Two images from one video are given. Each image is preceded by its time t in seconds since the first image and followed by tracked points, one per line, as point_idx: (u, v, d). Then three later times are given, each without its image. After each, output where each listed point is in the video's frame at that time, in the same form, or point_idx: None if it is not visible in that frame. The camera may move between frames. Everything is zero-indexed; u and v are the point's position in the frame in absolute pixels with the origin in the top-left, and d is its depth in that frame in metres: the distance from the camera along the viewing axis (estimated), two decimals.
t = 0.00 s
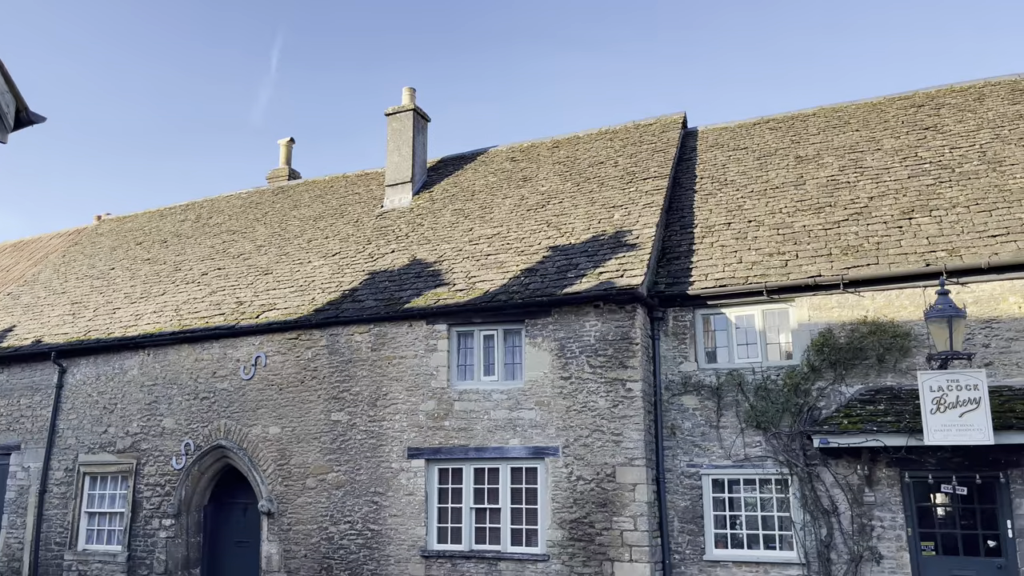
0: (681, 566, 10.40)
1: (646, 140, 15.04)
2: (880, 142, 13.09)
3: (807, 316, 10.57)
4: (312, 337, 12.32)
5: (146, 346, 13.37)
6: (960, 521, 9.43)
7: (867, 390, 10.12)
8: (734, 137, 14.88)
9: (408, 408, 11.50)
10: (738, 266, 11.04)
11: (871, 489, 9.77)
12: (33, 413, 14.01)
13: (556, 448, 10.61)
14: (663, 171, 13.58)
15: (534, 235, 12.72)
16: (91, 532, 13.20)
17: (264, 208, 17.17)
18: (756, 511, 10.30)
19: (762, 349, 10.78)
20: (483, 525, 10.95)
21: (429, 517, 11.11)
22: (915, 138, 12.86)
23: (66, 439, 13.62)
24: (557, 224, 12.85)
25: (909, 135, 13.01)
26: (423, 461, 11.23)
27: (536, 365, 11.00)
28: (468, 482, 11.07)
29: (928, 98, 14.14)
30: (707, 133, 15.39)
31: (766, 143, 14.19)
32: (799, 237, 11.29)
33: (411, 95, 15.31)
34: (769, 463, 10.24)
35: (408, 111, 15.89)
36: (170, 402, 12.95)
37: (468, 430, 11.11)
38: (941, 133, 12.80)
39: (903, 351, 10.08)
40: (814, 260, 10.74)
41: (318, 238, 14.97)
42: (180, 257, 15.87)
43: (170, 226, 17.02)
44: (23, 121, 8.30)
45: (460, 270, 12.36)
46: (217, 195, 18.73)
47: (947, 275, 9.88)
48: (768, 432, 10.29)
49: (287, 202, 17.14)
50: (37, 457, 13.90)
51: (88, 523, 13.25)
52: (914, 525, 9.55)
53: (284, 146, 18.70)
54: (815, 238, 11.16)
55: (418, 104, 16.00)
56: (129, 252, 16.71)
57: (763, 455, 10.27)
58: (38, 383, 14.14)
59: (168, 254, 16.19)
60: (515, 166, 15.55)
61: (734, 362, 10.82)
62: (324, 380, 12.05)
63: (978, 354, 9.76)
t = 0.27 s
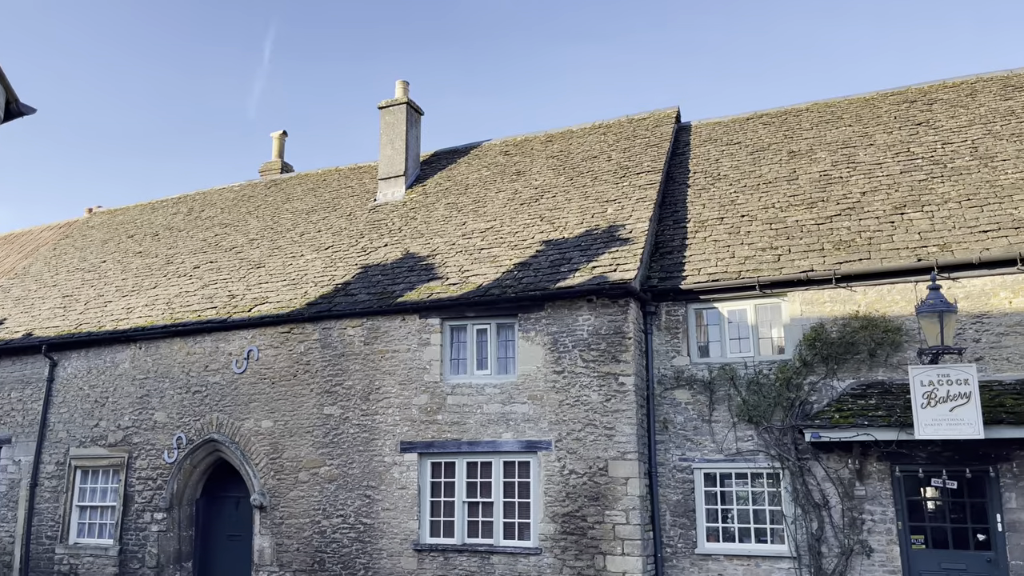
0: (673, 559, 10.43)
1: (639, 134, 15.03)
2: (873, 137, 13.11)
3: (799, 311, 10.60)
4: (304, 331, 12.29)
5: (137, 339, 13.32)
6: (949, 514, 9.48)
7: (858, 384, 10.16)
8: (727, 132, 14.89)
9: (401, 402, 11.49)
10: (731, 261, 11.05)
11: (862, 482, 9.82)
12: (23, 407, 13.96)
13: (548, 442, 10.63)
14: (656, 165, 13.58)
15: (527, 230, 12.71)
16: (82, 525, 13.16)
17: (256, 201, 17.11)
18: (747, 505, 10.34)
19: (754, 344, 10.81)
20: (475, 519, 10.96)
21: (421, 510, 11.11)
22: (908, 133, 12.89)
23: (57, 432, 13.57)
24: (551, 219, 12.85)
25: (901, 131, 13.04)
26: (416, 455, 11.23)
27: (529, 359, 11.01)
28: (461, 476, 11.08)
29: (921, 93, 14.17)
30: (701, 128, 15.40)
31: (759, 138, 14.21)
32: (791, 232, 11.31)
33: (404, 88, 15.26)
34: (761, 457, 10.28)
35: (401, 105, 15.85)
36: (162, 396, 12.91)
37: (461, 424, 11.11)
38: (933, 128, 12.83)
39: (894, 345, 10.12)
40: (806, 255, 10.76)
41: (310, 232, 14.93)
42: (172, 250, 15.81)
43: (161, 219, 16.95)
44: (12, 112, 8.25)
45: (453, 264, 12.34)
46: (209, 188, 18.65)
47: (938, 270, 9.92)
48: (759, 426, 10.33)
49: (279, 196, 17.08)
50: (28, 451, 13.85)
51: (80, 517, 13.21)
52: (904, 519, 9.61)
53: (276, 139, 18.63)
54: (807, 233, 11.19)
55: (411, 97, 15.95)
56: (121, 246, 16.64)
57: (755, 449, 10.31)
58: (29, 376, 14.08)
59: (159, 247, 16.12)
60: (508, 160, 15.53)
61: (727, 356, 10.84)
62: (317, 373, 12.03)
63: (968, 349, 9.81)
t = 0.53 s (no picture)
0: (664, 553, 10.47)
1: (632, 129, 15.04)
2: (865, 133, 13.15)
3: (791, 306, 10.63)
4: (296, 325, 12.27)
5: (128, 333, 13.27)
6: (938, 508, 9.55)
7: (848, 379, 10.21)
8: (720, 127, 14.90)
9: (393, 396, 11.48)
10: (723, 256, 11.07)
11: (852, 477, 9.86)
12: (13, 400, 13.90)
13: (540, 436, 10.64)
14: (649, 160, 13.59)
15: (520, 224, 12.70)
16: (73, 520, 13.12)
17: (248, 195, 17.05)
18: (738, 499, 10.39)
19: (746, 338, 10.84)
20: (467, 513, 10.98)
21: (413, 504, 11.13)
22: (900, 129, 12.93)
23: (48, 427, 13.52)
24: (544, 213, 12.84)
25: (893, 127, 13.07)
26: (408, 449, 11.23)
27: (521, 353, 11.01)
28: (453, 470, 11.09)
29: (912, 89, 14.21)
30: (694, 123, 15.41)
31: (752, 133, 14.23)
32: (783, 227, 11.34)
33: (397, 82, 15.22)
34: (752, 451, 10.32)
35: (394, 98, 15.81)
36: (153, 390, 12.87)
37: (453, 419, 11.12)
38: (925, 124, 12.87)
39: (885, 340, 10.16)
40: (798, 250, 10.79)
41: (302, 225, 14.89)
42: (163, 244, 15.74)
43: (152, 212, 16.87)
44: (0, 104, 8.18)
45: (446, 258, 12.33)
46: (201, 181, 18.58)
47: (929, 265, 9.97)
48: (751, 420, 10.36)
49: (271, 189, 17.02)
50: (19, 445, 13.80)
51: (71, 511, 13.18)
52: (894, 513, 9.67)
53: (268, 132, 18.56)
54: (799, 228, 11.22)
55: (404, 91, 15.91)
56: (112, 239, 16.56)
57: (746, 443, 10.35)
58: (19, 370, 14.02)
59: (150, 241, 16.05)
60: (501, 154, 15.51)
61: (719, 351, 10.87)
62: (309, 367, 12.01)
63: (958, 344, 9.86)
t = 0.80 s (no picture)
0: (655, 547, 10.51)
1: (625, 124, 15.04)
2: (856, 128, 13.18)
3: (782, 301, 10.66)
4: (288, 319, 12.23)
5: (118, 327, 13.21)
6: (927, 503, 9.61)
7: (839, 374, 10.25)
8: (712, 122, 14.92)
9: (385, 390, 11.47)
10: (715, 251, 11.09)
11: (842, 471, 9.92)
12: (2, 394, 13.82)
13: (532, 431, 10.66)
14: (641, 155, 13.59)
15: (512, 219, 12.69)
16: (63, 514, 13.08)
17: (239, 188, 16.98)
18: (729, 493, 10.43)
19: (737, 333, 10.87)
20: (459, 507, 10.99)
21: (405, 499, 11.13)
22: (891, 125, 12.97)
23: (37, 421, 13.46)
24: (536, 208, 12.83)
25: (884, 123, 13.12)
26: (400, 444, 11.23)
27: (514, 348, 11.02)
28: (445, 464, 11.10)
29: (904, 86, 14.25)
30: (686, 118, 15.42)
31: (744, 129, 14.25)
32: (775, 222, 11.36)
33: (389, 76, 15.17)
34: (743, 446, 10.36)
35: (386, 92, 15.76)
36: (144, 384, 12.82)
37: (445, 413, 11.12)
38: (916, 120, 12.91)
39: (875, 336, 10.21)
40: (790, 245, 10.82)
41: (294, 220, 14.84)
42: (154, 237, 15.67)
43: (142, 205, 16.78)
44: None
45: (438, 253, 12.31)
46: (192, 174, 18.49)
47: (919, 261, 10.01)
48: (742, 415, 10.40)
49: (263, 183, 16.96)
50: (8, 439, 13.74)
51: (60, 505, 13.13)
52: (883, 507, 9.73)
53: (260, 125, 18.48)
54: (791, 224, 11.24)
55: (396, 85, 15.86)
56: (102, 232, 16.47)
57: (737, 438, 10.39)
58: (8, 364, 13.95)
59: (141, 234, 15.98)
60: (494, 149, 15.49)
61: (710, 346, 10.90)
62: (301, 362, 11.98)
63: (948, 339, 9.91)
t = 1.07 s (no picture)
0: (645, 542, 10.55)
1: (617, 119, 15.04)
2: (847, 125, 13.22)
3: (773, 297, 10.70)
4: (278, 314, 12.20)
5: (108, 322, 13.15)
6: (915, 497, 9.67)
7: (828, 370, 10.30)
8: (704, 118, 14.93)
9: (376, 385, 11.46)
10: (706, 247, 11.12)
11: (831, 467, 9.97)
12: None
13: (523, 426, 10.67)
14: (633, 151, 13.60)
15: (504, 214, 12.68)
16: (52, 509, 13.03)
17: (230, 182, 16.91)
18: (719, 488, 10.47)
19: (728, 329, 10.90)
20: (450, 502, 11.00)
21: (396, 494, 11.13)
22: (882, 122, 13.01)
23: (26, 415, 13.40)
24: (527, 203, 12.83)
25: (875, 119, 13.16)
26: (391, 439, 11.22)
27: (505, 343, 11.02)
28: (436, 459, 11.10)
29: (895, 82, 14.30)
30: (678, 114, 15.43)
31: (736, 125, 14.27)
32: (766, 218, 11.39)
33: (380, 70, 15.12)
34: (733, 441, 10.40)
35: (377, 86, 15.71)
36: (133, 379, 12.77)
37: (436, 408, 11.12)
38: (906, 117, 12.96)
39: (865, 331, 10.26)
40: (780, 241, 10.85)
41: (285, 214, 14.79)
42: (143, 232, 15.59)
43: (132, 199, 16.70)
44: None
45: (429, 248, 12.29)
46: (182, 168, 18.41)
47: (909, 257, 10.05)
48: (732, 411, 10.44)
49: (253, 177, 16.90)
50: None
51: (50, 500, 13.08)
52: (872, 502, 9.79)
53: (250, 120, 18.39)
54: (781, 220, 11.27)
55: (388, 79, 15.82)
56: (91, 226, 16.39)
57: (726, 433, 10.44)
58: None
59: (130, 228, 15.89)
60: (485, 144, 15.47)
61: (701, 342, 10.93)
62: (291, 357, 11.95)
63: (937, 335, 9.97)
